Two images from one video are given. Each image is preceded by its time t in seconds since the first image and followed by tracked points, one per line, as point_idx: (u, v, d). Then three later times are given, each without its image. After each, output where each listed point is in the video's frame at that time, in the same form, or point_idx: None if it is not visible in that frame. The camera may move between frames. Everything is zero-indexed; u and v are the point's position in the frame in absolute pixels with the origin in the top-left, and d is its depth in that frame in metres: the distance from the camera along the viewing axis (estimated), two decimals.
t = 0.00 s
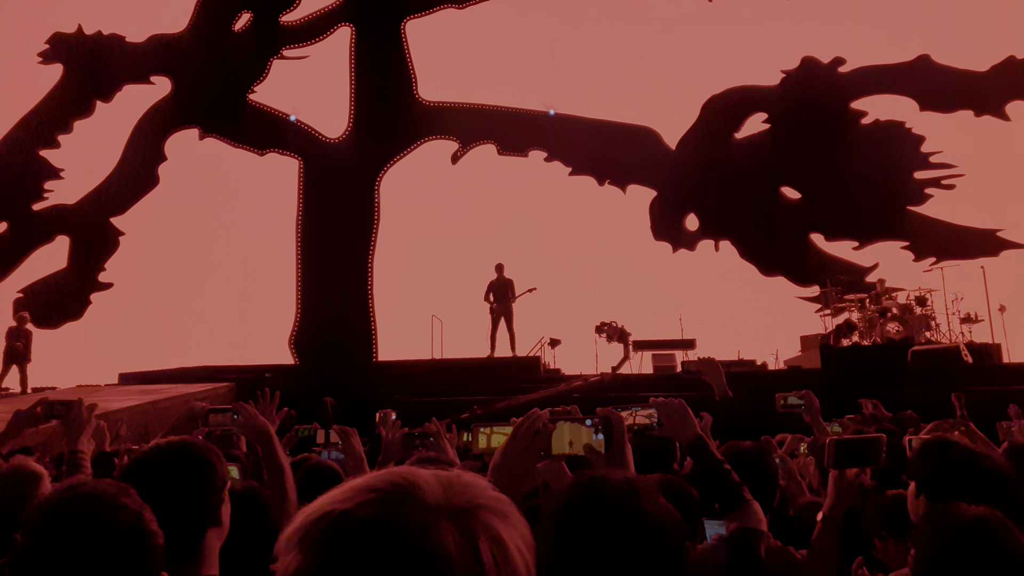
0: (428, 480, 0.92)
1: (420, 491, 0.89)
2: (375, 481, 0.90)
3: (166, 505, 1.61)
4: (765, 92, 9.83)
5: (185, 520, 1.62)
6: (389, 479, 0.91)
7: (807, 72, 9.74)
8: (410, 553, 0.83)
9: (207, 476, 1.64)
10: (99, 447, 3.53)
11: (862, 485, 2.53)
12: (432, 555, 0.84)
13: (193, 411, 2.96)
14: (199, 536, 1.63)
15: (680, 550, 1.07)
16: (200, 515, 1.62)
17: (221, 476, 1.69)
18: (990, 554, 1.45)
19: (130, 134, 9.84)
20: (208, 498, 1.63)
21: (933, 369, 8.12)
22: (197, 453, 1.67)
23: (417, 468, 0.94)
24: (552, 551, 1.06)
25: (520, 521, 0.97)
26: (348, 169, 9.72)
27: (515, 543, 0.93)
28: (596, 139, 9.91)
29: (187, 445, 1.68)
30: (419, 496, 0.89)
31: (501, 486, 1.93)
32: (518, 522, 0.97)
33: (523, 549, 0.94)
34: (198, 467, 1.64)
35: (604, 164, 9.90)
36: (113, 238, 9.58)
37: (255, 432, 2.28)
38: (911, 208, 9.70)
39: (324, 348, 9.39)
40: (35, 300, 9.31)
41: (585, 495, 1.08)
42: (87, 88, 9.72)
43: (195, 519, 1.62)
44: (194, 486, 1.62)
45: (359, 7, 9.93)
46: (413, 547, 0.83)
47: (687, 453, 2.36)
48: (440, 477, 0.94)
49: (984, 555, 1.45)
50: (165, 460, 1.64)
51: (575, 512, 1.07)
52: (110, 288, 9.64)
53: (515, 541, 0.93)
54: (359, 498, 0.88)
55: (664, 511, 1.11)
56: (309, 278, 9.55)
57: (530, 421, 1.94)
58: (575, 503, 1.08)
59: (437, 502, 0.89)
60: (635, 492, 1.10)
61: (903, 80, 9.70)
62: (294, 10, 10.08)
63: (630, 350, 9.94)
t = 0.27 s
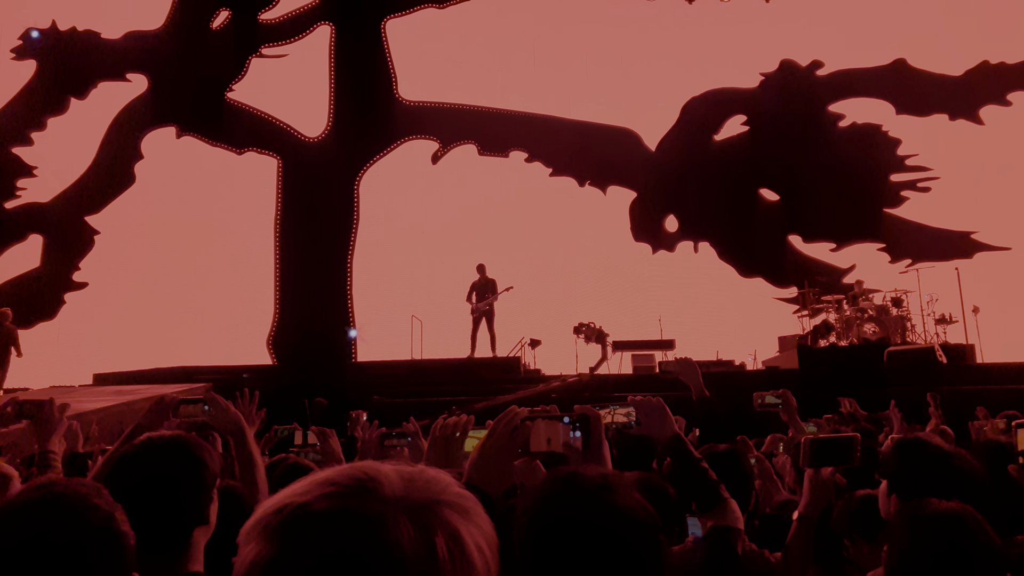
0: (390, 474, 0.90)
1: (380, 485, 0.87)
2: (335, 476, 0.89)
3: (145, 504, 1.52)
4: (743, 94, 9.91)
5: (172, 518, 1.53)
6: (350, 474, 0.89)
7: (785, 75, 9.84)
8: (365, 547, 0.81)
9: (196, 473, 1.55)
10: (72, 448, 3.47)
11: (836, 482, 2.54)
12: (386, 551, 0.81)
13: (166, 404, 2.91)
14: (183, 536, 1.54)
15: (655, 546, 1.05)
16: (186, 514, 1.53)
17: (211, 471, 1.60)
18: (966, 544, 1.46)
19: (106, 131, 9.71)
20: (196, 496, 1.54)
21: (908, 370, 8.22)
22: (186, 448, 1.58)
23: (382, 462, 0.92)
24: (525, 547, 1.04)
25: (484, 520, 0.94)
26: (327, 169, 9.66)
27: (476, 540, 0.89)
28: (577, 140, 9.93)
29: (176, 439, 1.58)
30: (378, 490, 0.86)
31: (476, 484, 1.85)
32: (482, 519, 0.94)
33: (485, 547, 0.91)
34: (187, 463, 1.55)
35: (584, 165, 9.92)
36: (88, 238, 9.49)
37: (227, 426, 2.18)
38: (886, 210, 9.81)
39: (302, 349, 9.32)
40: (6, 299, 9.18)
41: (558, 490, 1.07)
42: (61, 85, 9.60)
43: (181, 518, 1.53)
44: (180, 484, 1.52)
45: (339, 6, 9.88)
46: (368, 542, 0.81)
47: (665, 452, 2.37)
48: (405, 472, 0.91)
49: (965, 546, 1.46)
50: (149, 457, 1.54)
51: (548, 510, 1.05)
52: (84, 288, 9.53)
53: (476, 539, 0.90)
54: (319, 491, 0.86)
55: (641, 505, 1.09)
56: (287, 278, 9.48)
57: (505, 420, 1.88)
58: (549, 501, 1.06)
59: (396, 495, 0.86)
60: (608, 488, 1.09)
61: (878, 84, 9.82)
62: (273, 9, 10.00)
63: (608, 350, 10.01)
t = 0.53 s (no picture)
0: (351, 473, 0.87)
1: (337, 483, 0.85)
2: (294, 473, 0.87)
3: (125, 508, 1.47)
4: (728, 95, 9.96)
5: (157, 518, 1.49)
6: (308, 471, 0.87)
7: (770, 78, 9.89)
8: (315, 553, 0.79)
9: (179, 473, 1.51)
10: (47, 447, 3.41)
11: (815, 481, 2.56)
12: (332, 555, 0.79)
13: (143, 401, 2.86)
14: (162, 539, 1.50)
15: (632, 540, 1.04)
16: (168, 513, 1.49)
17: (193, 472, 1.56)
18: (943, 538, 1.46)
19: (86, 128, 9.58)
20: (180, 496, 1.50)
21: (890, 370, 8.28)
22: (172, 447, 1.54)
23: (347, 461, 0.90)
24: (502, 545, 1.04)
25: (450, 525, 0.90)
26: (311, 167, 9.61)
27: (434, 547, 0.85)
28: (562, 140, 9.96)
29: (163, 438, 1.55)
30: (334, 489, 0.84)
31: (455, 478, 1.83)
32: (450, 527, 0.90)
33: (445, 557, 0.86)
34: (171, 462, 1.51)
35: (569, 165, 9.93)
36: (68, 235, 9.37)
37: (203, 418, 2.18)
38: (869, 211, 9.89)
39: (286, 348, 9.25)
40: None
41: (536, 486, 1.06)
42: (41, 81, 9.46)
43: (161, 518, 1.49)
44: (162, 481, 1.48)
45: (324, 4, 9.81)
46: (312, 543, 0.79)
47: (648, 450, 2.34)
48: (366, 471, 0.89)
49: (939, 538, 1.47)
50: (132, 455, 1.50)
51: (524, 508, 1.04)
52: (64, 285, 9.41)
53: (436, 547, 0.86)
54: (273, 489, 0.85)
55: (619, 501, 1.08)
56: (270, 276, 9.42)
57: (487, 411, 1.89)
58: (525, 498, 1.05)
59: (352, 495, 0.84)
60: (586, 482, 1.08)
61: (861, 87, 9.89)
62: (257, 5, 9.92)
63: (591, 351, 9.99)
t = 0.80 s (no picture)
0: (303, 468, 0.85)
1: (289, 477, 0.83)
2: (244, 468, 0.85)
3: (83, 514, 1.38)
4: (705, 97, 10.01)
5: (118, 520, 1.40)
6: (258, 466, 0.85)
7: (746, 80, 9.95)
8: (262, 551, 0.76)
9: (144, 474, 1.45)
10: (10, 449, 3.33)
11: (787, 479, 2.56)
12: (277, 554, 0.76)
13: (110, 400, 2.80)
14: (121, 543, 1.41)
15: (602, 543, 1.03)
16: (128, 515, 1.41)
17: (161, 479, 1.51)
18: (919, 544, 1.46)
19: (57, 124, 9.41)
20: (145, 500, 1.43)
21: (863, 370, 8.37)
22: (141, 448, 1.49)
23: (302, 456, 0.87)
24: (467, 547, 1.02)
25: (408, 527, 0.88)
26: (288, 165, 9.53)
27: (388, 548, 0.83)
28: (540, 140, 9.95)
29: (131, 440, 1.51)
30: (284, 485, 0.82)
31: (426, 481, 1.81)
32: (407, 528, 0.88)
33: (399, 557, 0.84)
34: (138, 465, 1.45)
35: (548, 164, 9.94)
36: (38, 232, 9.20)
37: (167, 416, 2.15)
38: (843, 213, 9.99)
39: (261, 348, 9.15)
40: None
41: (503, 484, 1.05)
42: (10, 76, 9.28)
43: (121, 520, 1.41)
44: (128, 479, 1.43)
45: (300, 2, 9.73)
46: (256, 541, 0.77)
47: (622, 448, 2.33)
48: (320, 467, 0.87)
49: (918, 547, 1.46)
50: (101, 455, 1.45)
51: (493, 514, 1.02)
52: (33, 284, 9.24)
53: (391, 549, 0.84)
54: (221, 484, 0.82)
55: (587, 500, 1.08)
56: (246, 275, 9.32)
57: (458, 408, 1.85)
58: (492, 500, 1.03)
59: (302, 492, 0.81)
60: (553, 480, 1.07)
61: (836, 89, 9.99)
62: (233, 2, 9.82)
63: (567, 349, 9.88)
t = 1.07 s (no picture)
0: (253, 468, 0.85)
1: (240, 478, 0.83)
2: (189, 470, 0.84)
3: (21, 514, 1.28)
4: (680, 100, 10.10)
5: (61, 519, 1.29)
6: (204, 468, 0.84)
7: (720, 83, 10.06)
8: (212, 557, 0.76)
9: (93, 479, 1.33)
10: None
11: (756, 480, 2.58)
12: (228, 559, 0.76)
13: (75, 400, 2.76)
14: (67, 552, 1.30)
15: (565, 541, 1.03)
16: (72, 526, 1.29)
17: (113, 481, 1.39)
18: (873, 530, 1.50)
19: (24, 117, 9.26)
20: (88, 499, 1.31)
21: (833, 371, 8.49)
22: (89, 449, 1.37)
23: (249, 457, 0.87)
24: (431, 547, 1.01)
25: (366, 520, 0.90)
26: (261, 163, 9.44)
27: (345, 547, 0.84)
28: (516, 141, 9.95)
29: (76, 441, 1.38)
30: (234, 486, 0.81)
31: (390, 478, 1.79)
32: (363, 524, 0.89)
33: (357, 554, 0.86)
34: (87, 467, 1.34)
35: (523, 165, 9.96)
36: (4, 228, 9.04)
37: (135, 418, 2.13)
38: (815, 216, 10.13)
39: (233, 347, 9.05)
40: None
41: (466, 484, 1.04)
42: None
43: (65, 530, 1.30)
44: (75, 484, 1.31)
45: None
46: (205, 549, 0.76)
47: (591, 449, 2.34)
48: (270, 466, 0.87)
49: (876, 537, 1.49)
50: (43, 457, 1.33)
51: (459, 503, 1.02)
52: None
53: (347, 547, 0.85)
54: (167, 489, 0.81)
55: (553, 504, 1.06)
56: (217, 273, 9.20)
57: (425, 409, 1.86)
58: (455, 496, 1.03)
59: (252, 494, 0.81)
60: (518, 481, 1.07)
61: (809, 94, 10.10)
62: None
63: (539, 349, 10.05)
